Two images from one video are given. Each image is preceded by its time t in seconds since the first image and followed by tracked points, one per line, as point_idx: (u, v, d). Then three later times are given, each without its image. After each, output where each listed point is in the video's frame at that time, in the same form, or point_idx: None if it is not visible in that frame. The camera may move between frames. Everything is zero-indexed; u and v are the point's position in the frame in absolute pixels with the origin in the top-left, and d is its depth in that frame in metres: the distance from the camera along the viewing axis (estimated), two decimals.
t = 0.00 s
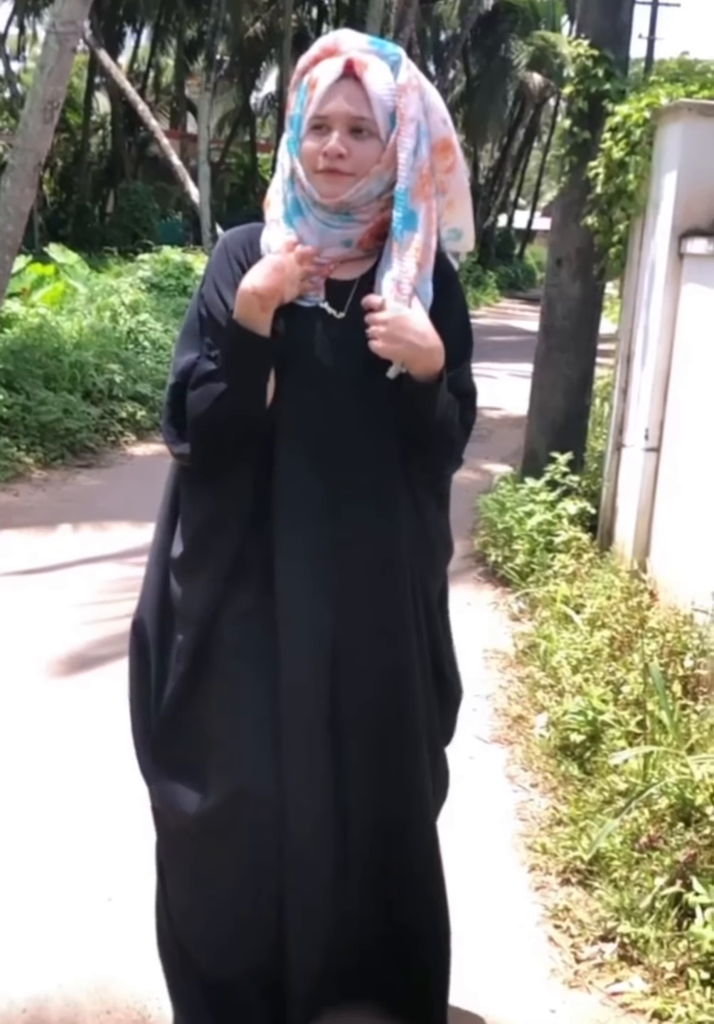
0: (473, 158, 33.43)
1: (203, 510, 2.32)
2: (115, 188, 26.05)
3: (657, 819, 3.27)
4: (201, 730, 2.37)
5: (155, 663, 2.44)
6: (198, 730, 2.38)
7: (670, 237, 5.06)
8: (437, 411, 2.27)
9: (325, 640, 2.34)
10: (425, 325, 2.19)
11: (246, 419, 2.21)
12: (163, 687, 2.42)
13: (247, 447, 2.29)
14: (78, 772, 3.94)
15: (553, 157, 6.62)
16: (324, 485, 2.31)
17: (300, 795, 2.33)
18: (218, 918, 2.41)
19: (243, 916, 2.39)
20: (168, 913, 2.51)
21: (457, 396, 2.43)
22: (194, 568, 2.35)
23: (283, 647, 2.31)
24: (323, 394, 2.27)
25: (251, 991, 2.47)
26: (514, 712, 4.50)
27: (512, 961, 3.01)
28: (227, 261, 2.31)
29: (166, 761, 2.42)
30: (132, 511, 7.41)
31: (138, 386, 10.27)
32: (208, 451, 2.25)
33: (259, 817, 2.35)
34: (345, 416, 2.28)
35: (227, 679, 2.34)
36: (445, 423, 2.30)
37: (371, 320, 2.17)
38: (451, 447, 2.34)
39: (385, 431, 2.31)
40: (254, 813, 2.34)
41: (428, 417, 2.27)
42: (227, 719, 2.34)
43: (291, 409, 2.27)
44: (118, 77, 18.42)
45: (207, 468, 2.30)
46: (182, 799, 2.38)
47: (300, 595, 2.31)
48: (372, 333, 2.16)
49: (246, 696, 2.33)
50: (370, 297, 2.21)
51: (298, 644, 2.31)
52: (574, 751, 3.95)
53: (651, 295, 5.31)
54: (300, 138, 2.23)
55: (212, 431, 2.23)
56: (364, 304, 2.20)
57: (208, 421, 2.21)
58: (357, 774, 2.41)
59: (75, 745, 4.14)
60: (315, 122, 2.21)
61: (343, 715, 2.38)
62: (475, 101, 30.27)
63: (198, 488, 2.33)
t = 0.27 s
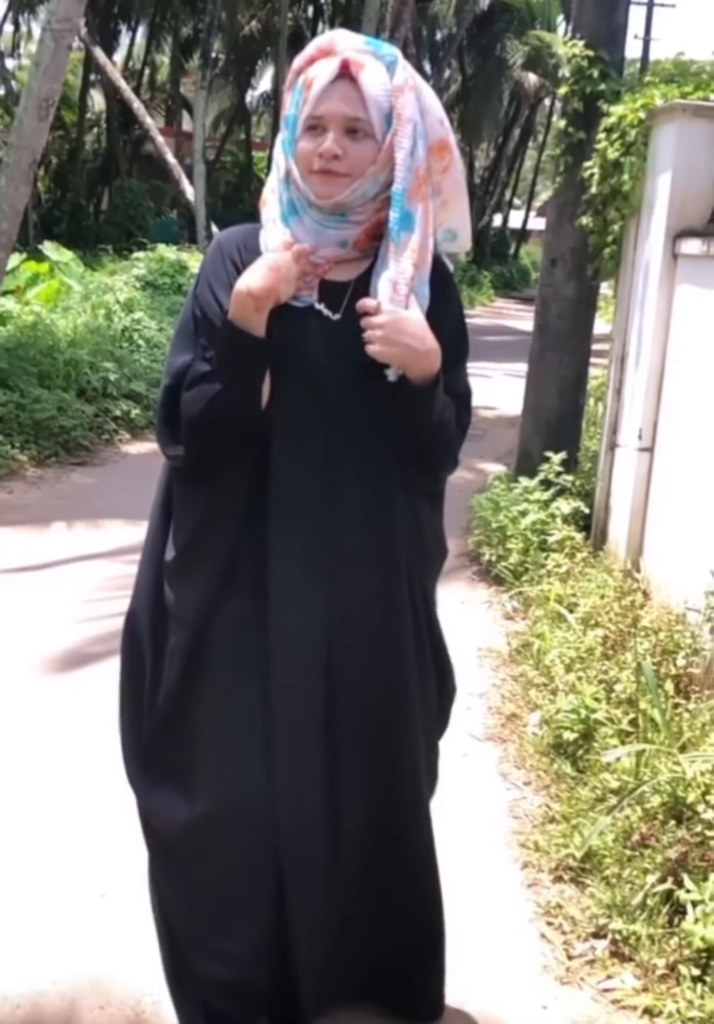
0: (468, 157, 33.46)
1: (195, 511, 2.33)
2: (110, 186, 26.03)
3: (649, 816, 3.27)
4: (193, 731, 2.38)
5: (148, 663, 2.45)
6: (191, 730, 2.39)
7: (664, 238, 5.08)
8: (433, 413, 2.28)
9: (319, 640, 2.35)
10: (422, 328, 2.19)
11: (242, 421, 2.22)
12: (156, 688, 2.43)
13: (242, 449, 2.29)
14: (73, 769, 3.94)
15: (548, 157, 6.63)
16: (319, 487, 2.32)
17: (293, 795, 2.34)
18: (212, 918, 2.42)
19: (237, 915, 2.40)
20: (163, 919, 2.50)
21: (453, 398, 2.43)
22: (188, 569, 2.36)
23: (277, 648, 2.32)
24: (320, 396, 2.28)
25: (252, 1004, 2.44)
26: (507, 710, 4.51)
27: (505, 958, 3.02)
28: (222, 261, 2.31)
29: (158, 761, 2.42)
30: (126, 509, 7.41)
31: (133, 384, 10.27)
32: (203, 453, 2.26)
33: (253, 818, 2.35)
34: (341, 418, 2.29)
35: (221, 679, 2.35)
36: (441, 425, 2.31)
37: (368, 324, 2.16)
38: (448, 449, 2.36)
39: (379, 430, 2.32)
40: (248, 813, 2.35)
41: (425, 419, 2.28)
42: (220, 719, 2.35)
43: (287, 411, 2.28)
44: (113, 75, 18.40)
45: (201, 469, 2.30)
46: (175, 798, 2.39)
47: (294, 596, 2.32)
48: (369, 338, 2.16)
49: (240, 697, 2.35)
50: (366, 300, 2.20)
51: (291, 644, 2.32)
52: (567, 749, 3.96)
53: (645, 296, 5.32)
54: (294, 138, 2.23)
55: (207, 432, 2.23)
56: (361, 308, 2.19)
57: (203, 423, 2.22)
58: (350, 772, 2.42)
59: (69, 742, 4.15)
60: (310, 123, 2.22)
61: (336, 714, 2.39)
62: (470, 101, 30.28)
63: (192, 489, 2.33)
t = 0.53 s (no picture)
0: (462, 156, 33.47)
1: (188, 512, 2.34)
2: (102, 183, 25.99)
3: (639, 813, 3.30)
4: (186, 730, 2.39)
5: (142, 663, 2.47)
6: (184, 729, 2.40)
7: (656, 237, 5.10)
8: (426, 414, 2.28)
9: (312, 638, 2.36)
10: (416, 328, 2.20)
11: (234, 421, 2.22)
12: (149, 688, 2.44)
13: (234, 449, 2.31)
14: (65, 765, 3.95)
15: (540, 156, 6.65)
16: (312, 486, 2.32)
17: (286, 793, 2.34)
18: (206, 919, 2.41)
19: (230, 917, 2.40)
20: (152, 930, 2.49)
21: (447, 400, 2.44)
22: (182, 569, 2.37)
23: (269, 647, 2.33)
24: (313, 397, 2.28)
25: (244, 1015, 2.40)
26: (498, 707, 4.52)
27: (495, 954, 3.03)
28: (213, 261, 2.32)
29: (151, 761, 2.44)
30: (119, 506, 7.41)
31: (125, 381, 10.26)
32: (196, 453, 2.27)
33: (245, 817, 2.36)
34: (334, 419, 2.30)
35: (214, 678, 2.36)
36: (435, 427, 2.31)
37: (363, 326, 2.18)
38: (441, 451, 2.37)
39: (373, 432, 2.33)
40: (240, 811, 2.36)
41: (418, 421, 2.28)
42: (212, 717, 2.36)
43: (280, 412, 2.28)
44: (106, 71, 18.37)
45: (195, 470, 2.31)
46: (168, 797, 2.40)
47: (286, 595, 2.33)
48: (363, 340, 2.18)
49: (232, 695, 2.36)
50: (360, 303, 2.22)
51: (284, 643, 2.33)
52: (557, 745, 3.98)
53: (636, 294, 5.34)
54: (287, 138, 2.24)
55: (200, 432, 2.24)
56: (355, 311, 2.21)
57: (195, 423, 2.23)
58: (343, 770, 2.43)
59: (61, 738, 4.15)
60: (303, 123, 2.22)
61: (328, 712, 2.40)
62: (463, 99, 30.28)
63: (186, 491, 2.34)
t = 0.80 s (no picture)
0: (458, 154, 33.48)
1: (185, 513, 2.35)
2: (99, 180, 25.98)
3: (633, 810, 3.32)
4: (183, 730, 2.41)
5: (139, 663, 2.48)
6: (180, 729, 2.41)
7: (652, 236, 5.11)
8: (423, 416, 2.29)
9: (309, 639, 2.36)
10: (414, 329, 2.21)
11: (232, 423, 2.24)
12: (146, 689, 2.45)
13: (232, 449, 2.31)
14: (62, 760, 3.96)
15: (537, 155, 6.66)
16: (309, 487, 2.33)
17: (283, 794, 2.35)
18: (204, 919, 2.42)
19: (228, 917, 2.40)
20: (146, 930, 2.49)
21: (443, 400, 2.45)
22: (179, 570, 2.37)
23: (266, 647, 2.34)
24: (312, 400, 2.29)
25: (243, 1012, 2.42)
26: (494, 704, 4.54)
27: (490, 949, 3.05)
28: (209, 261, 2.32)
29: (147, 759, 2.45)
30: (115, 503, 7.42)
31: (122, 378, 10.27)
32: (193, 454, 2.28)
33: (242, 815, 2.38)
34: (332, 421, 2.31)
35: (210, 679, 2.37)
36: (431, 428, 2.32)
37: (361, 328, 2.19)
38: (437, 450, 2.38)
39: (370, 433, 2.34)
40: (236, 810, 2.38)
41: (415, 423, 2.29)
42: (208, 717, 2.37)
43: (278, 414, 2.29)
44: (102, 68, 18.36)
45: (192, 471, 2.32)
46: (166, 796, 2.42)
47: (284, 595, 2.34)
48: (361, 343, 2.19)
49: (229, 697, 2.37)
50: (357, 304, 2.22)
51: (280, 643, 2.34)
52: (552, 742, 3.99)
53: (632, 293, 5.36)
54: (283, 139, 2.25)
55: (197, 434, 2.25)
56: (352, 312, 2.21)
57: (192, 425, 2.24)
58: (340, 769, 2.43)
59: (58, 733, 4.17)
60: (300, 123, 2.23)
61: (325, 712, 2.40)
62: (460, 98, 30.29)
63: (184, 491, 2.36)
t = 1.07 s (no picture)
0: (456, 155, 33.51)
1: (186, 513, 2.36)
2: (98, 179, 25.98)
3: (629, 808, 3.34)
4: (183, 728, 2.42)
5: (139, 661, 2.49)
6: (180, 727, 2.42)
7: (650, 237, 5.13)
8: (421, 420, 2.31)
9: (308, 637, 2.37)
10: (413, 335, 2.22)
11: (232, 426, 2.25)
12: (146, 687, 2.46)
13: (233, 450, 2.32)
14: (60, 758, 3.97)
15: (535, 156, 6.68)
16: (309, 487, 2.34)
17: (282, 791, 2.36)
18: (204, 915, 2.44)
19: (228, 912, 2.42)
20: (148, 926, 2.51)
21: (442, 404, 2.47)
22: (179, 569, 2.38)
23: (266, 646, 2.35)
24: (311, 402, 2.30)
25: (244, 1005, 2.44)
26: (491, 703, 4.55)
27: (487, 946, 3.06)
28: (206, 263, 2.34)
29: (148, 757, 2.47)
30: (113, 502, 7.43)
31: (120, 378, 10.28)
32: (193, 456, 2.29)
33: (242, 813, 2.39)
34: (332, 424, 2.32)
35: (210, 677, 2.38)
36: (431, 432, 2.34)
37: (359, 336, 2.20)
38: (436, 454, 2.40)
39: (370, 436, 2.36)
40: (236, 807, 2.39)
41: (414, 426, 2.31)
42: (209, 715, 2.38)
43: (278, 417, 2.31)
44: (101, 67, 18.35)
45: (192, 472, 2.33)
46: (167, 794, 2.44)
47: (284, 594, 2.35)
48: (360, 350, 2.20)
49: (228, 695, 2.38)
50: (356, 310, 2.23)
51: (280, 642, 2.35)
52: (549, 741, 4.01)
53: (630, 294, 5.38)
54: (281, 141, 2.26)
55: (197, 437, 2.26)
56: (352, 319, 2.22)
57: (192, 428, 2.25)
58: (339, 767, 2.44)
59: (57, 731, 4.18)
60: (298, 126, 2.25)
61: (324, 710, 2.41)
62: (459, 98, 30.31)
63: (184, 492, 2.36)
